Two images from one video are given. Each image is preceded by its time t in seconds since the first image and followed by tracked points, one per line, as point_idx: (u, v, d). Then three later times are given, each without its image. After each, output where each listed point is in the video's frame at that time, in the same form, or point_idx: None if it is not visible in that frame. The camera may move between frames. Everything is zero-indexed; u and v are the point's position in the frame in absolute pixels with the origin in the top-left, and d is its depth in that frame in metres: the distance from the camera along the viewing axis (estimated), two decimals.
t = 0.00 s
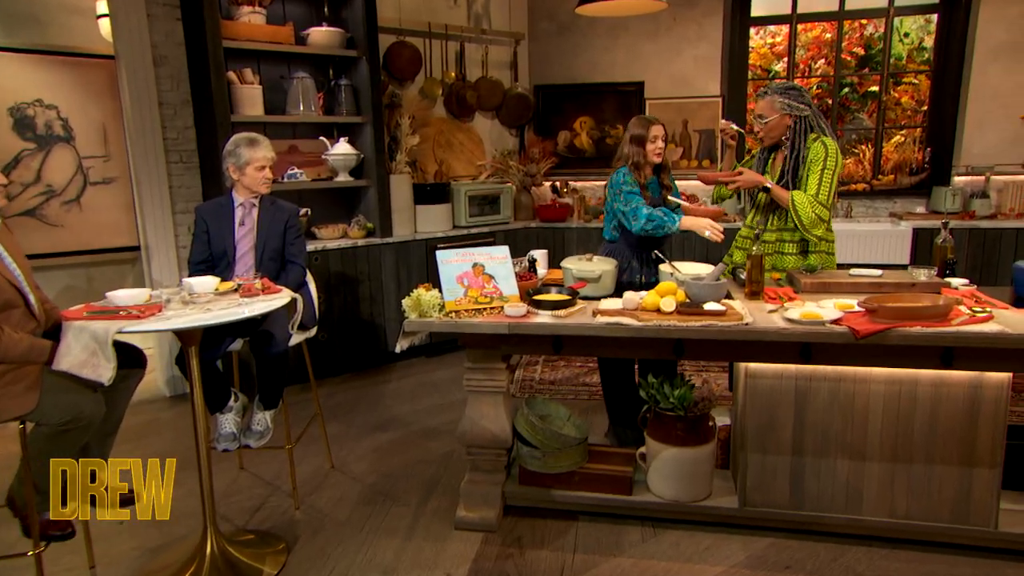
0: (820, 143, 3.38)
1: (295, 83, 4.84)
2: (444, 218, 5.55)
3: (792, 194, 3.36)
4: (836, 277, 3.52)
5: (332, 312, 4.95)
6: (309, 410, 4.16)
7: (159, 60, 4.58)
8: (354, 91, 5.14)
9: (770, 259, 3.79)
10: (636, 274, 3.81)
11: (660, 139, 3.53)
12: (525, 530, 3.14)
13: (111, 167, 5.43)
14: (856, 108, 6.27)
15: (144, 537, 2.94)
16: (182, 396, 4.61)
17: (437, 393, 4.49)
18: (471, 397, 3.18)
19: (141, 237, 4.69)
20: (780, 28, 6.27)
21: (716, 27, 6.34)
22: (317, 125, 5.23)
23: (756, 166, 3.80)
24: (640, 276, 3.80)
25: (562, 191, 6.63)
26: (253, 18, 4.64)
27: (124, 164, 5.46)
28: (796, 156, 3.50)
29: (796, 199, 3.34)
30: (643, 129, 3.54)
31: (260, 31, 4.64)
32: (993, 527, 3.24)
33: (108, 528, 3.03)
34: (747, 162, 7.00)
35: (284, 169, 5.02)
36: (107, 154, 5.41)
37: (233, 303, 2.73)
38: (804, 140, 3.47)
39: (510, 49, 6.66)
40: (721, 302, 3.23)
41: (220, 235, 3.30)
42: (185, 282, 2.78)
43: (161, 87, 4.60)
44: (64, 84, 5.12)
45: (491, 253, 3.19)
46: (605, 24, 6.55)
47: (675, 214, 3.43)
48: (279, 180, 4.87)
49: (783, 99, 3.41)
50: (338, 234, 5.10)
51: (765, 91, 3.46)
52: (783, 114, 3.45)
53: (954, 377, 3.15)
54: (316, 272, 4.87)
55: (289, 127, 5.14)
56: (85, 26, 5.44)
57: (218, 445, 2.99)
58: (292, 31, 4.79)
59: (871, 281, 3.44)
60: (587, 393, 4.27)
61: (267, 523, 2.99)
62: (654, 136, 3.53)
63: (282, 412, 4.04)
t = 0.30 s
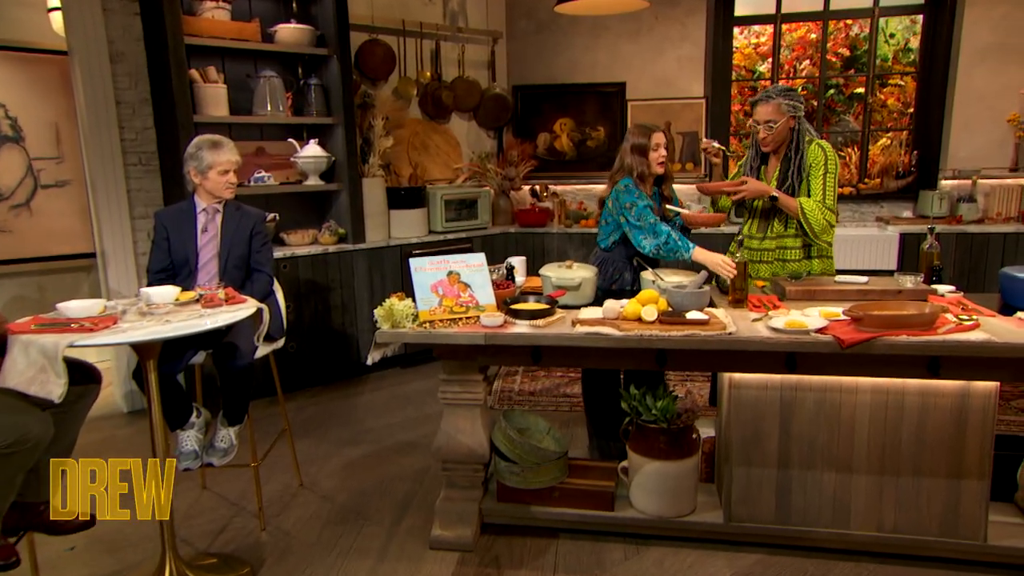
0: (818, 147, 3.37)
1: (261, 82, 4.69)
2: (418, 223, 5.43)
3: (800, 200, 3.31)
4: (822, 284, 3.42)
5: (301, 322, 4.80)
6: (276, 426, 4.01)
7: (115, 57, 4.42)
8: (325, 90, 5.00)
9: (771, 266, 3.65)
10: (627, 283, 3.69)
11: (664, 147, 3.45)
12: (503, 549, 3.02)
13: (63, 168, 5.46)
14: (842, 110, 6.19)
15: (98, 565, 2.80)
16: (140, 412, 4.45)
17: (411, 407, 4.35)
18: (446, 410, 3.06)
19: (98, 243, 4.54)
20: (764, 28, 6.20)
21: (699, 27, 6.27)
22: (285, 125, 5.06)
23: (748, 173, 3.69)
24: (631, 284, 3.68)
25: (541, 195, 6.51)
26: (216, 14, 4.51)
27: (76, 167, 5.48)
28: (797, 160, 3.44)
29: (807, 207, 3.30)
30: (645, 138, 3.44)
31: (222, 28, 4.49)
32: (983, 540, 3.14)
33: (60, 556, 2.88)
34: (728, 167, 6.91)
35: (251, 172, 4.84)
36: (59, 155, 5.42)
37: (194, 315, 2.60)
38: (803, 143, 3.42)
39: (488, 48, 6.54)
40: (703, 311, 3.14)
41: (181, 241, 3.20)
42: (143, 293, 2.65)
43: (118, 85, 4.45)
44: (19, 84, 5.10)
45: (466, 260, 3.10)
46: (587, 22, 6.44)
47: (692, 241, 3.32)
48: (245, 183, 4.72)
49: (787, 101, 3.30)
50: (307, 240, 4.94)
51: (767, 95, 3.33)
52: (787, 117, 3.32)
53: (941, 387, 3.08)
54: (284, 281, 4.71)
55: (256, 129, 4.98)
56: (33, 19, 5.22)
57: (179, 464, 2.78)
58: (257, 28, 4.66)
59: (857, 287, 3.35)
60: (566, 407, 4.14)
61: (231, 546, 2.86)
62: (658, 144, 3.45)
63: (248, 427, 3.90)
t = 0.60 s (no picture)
0: (814, 152, 3.34)
1: (227, 80, 4.55)
2: (393, 229, 5.28)
3: (803, 209, 3.28)
4: (809, 293, 3.32)
5: (269, 333, 4.67)
6: (242, 442, 3.86)
7: (69, 53, 4.27)
8: (294, 90, 4.85)
9: (766, 272, 3.55)
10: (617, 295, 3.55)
11: (661, 153, 3.36)
12: (479, 569, 2.90)
13: (12, 169, 5.40)
14: (829, 111, 6.14)
15: None
16: (94, 429, 4.30)
17: (385, 421, 4.22)
18: (420, 425, 2.94)
19: (50, 252, 4.36)
20: (749, 28, 6.11)
21: (683, 27, 6.22)
22: (252, 127, 4.99)
23: (740, 177, 3.60)
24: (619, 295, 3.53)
25: (521, 199, 6.35)
26: (178, 9, 4.35)
27: (24, 167, 5.43)
28: (793, 165, 3.38)
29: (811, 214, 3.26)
30: (642, 143, 3.34)
31: (185, 24, 4.36)
32: (973, 555, 3.05)
33: None
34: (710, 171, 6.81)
35: (215, 174, 4.69)
36: (7, 155, 5.37)
37: (153, 326, 2.48)
38: (797, 147, 3.36)
39: (464, 46, 6.40)
40: (687, 319, 3.03)
41: (139, 249, 3.16)
42: (98, 303, 2.53)
43: (72, 83, 4.29)
44: None
45: (442, 268, 3.01)
46: (567, 20, 6.33)
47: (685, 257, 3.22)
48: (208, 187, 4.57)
49: (783, 103, 3.23)
50: (276, 246, 4.80)
51: (762, 97, 3.25)
52: (782, 120, 3.25)
53: (929, 397, 2.99)
54: (251, 289, 4.59)
55: (220, 129, 4.83)
56: None
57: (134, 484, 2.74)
58: (222, 23, 4.51)
59: (843, 295, 3.26)
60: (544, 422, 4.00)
61: (192, 570, 2.72)
62: (656, 149, 3.35)
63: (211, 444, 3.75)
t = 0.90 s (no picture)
0: (794, 155, 3.28)
1: (186, 76, 4.41)
2: (363, 232, 5.15)
3: (787, 214, 3.21)
4: (792, 299, 3.23)
5: (231, 342, 4.52)
6: (203, 459, 3.71)
7: (15, 45, 4.10)
8: (258, 87, 4.72)
9: (744, 275, 3.44)
10: (597, 300, 3.46)
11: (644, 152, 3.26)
12: None
13: None
14: (813, 112, 6.08)
15: None
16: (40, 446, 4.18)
17: (355, 433, 4.09)
18: (391, 439, 2.84)
19: None
20: (732, 26, 6.05)
21: (663, 24, 6.09)
22: (213, 125, 4.82)
23: (719, 177, 3.47)
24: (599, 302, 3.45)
25: (496, 203, 6.19)
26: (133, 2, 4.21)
27: None
28: (773, 167, 3.30)
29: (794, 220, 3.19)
30: (626, 141, 3.21)
31: (142, 16, 4.20)
32: (960, 568, 2.98)
33: None
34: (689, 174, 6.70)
35: (174, 176, 4.50)
36: None
37: (105, 336, 2.36)
38: (777, 149, 3.29)
39: (438, 43, 6.28)
40: (667, 328, 2.93)
41: (91, 253, 3.10)
42: (44, 312, 2.40)
43: (17, 78, 4.13)
44: None
45: (412, 275, 2.94)
46: (545, 17, 6.21)
47: (626, 231, 3.14)
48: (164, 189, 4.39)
49: (765, 103, 3.16)
50: (239, 251, 4.70)
51: (744, 96, 3.17)
52: (763, 121, 3.18)
53: (914, 407, 2.92)
54: (213, 295, 4.44)
55: (180, 127, 4.70)
56: None
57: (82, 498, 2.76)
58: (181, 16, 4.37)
59: (827, 302, 3.17)
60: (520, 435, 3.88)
61: None
62: (637, 148, 3.25)
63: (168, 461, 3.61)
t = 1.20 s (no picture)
0: (775, 158, 3.19)
1: (143, 72, 4.29)
2: (333, 238, 5.04)
3: (770, 218, 3.13)
4: (776, 306, 3.14)
5: (193, 352, 4.38)
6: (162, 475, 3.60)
7: None
8: (220, 83, 4.60)
9: (727, 280, 3.35)
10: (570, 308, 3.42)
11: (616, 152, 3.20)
12: None
13: None
14: (798, 114, 5.98)
15: None
16: None
17: (324, 447, 4.00)
18: (360, 453, 2.75)
19: None
20: (714, 24, 5.95)
21: (644, 22, 6.06)
22: (172, 125, 4.69)
23: (700, 179, 3.39)
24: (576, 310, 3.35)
25: (472, 206, 6.13)
26: None
27: None
28: (753, 170, 3.22)
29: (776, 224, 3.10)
30: (597, 140, 3.18)
31: (95, 8, 4.09)
32: None
33: None
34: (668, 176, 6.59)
35: (130, 176, 4.37)
36: None
37: (55, 347, 2.24)
38: (759, 151, 3.21)
39: (410, 40, 6.15)
40: (647, 337, 2.85)
41: (42, 259, 3.09)
42: None
43: None
44: None
45: (384, 282, 2.86)
46: (521, 14, 6.12)
47: (586, 209, 3.15)
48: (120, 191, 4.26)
49: (748, 104, 3.08)
50: (200, 255, 4.56)
51: (726, 96, 3.09)
52: (745, 122, 3.09)
53: (901, 417, 2.83)
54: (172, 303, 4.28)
55: (136, 127, 4.55)
56: None
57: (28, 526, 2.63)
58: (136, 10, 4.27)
59: (809, 308, 3.09)
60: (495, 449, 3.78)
61: None
62: (609, 147, 3.20)
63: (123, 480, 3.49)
